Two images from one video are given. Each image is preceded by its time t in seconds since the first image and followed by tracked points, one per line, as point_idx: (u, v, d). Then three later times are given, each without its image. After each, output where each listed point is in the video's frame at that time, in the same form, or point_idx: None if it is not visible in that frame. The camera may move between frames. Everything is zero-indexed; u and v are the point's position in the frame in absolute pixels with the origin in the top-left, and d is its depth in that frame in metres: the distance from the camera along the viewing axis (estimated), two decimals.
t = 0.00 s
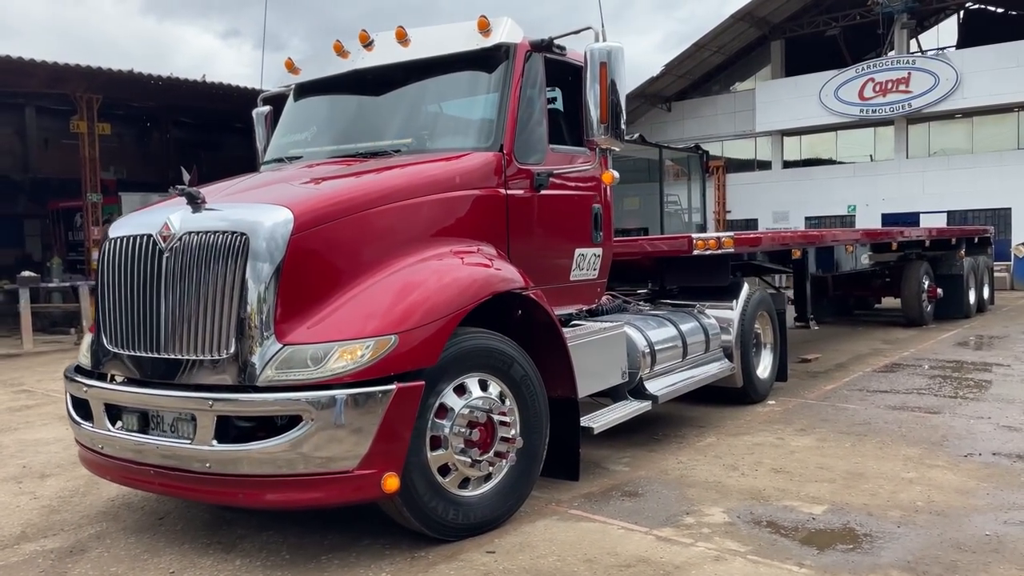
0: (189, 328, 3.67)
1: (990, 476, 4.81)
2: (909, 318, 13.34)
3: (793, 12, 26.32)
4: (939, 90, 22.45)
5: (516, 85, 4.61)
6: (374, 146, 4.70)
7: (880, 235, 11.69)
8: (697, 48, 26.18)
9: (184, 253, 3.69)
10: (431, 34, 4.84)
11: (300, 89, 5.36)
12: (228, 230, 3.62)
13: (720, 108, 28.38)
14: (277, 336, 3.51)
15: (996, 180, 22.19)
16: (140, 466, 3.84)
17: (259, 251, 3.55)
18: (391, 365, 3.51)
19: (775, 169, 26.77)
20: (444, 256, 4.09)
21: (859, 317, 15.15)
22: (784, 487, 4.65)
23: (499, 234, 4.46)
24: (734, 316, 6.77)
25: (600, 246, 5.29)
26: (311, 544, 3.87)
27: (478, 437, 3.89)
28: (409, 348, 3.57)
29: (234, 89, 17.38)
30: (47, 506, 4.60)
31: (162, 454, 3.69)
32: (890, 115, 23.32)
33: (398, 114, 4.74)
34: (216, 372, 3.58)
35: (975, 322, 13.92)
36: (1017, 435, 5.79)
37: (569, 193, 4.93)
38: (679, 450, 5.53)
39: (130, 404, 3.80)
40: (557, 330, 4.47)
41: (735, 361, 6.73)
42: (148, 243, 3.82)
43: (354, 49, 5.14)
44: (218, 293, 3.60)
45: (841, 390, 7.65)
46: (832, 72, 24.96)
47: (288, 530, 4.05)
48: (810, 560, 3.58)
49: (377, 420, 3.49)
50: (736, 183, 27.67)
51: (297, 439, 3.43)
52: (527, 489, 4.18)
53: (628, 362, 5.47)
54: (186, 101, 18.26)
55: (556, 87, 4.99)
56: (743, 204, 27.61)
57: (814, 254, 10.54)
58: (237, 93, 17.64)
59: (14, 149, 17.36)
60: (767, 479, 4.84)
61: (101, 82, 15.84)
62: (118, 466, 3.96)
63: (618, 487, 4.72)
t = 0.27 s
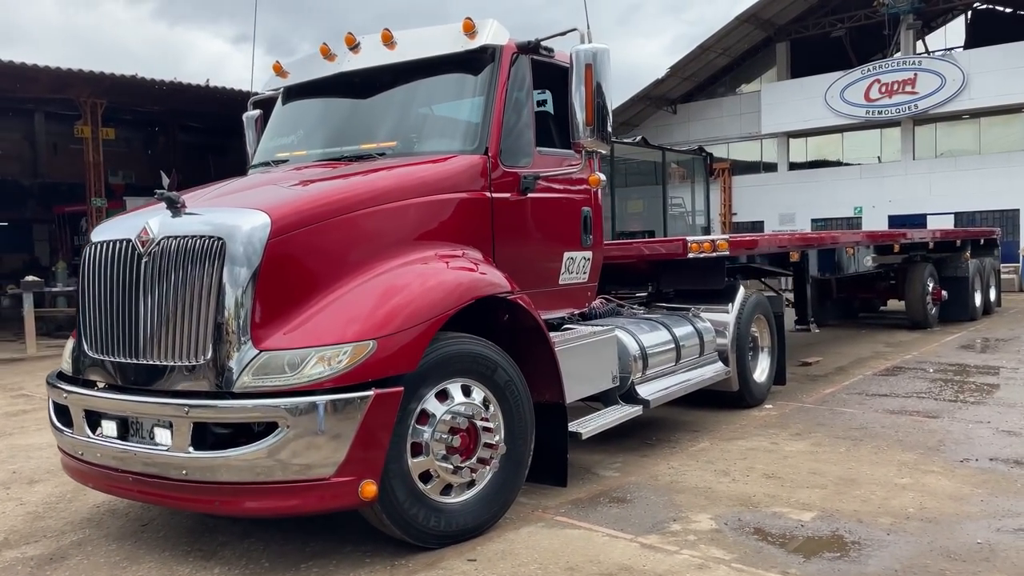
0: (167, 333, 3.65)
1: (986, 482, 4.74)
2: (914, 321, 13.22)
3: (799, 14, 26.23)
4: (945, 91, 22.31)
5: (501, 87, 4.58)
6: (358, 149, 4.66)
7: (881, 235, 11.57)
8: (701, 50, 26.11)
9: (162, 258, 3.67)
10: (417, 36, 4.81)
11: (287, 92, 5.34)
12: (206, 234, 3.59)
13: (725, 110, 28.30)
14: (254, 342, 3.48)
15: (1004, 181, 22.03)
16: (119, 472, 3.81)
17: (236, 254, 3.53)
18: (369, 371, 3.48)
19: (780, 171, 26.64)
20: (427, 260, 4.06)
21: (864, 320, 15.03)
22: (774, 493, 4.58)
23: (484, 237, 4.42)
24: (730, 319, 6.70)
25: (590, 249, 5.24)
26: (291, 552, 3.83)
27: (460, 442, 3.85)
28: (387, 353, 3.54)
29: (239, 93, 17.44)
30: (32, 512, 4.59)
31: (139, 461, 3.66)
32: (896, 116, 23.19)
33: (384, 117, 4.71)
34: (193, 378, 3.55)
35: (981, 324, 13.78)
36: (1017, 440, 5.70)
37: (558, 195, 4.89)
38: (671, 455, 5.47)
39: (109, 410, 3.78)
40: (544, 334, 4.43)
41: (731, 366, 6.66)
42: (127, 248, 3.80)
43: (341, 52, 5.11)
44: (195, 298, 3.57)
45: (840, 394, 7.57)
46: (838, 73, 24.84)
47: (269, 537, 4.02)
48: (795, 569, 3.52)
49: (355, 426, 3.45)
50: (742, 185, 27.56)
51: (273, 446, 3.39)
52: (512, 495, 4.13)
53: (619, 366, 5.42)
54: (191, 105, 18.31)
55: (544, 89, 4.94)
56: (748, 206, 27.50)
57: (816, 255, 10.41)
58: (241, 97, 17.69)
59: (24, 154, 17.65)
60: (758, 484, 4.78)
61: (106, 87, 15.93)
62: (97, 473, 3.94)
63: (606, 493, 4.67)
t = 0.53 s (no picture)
0: (142, 337, 3.58)
1: (985, 487, 4.63)
2: (917, 323, 13.09)
3: (801, 14, 26.13)
4: (949, 92, 22.17)
5: (488, 86, 4.50)
6: (343, 149, 4.59)
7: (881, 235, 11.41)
8: (704, 51, 26.01)
9: (138, 260, 3.60)
10: (404, 34, 4.73)
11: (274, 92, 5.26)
12: (182, 237, 3.52)
13: (729, 111, 28.18)
14: (230, 345, 3.41)
15: (1010, 182, 21.89)
16: (94, 479, 3.74)
17: (212, 257, 3.46)
18: (346, 375, 3.40)
19: (783, 172, 26.51)
20: (411, 261, 3.99)
21: (867, 322, 14.90)
22: (767, 499, 4.49)
23: (471, 238, 4.35)
24: (726, 322, 6.63)
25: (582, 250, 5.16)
26: (271, 561, 3.76)
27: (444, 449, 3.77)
28: (367, 357, 3.46)
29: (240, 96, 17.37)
30: (13, 519, 4.51)
31: (113, 468, 3.59)
32: (899, 117, 23.05)
33: (369, 116, 4.63)
34: (168, 383, 3.48)
35: (985, 326, 13.65)
36: (1017, 444, 5.60)
37: (548, 196, 4.80)
38: (664, 460, 5.38)
39: (84, 416, 3.71)
40: (532, 337, 4.35)
41: (728, 369, 6.59)
42: (103, 250, 3.74)
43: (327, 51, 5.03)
44: (170, 301, 3.50)
45: (839, 397, 7.47)
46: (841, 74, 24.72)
47: (249, 546, 3.94)
48: None
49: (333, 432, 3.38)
50: (745, 187, 27.43)
51: (248, 453, 3.32)
52: (498, 502, 4.05)
53: (611, 370, 5.34)
54: (193, 109, 18.21)
55: (533, 88, 4.86)
56: (752, 208, 27.38)
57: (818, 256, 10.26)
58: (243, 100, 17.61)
59: (27, 157, 17.63)
60: (751, 490, 4.68)
61: (105, 90, 15.86)
62: (72, 479, 3.87)
63: (596, 499, 4.58)
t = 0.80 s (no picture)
0: (107, 344, 3.44)
1: (988, 497, 4.47)
2: (919, 325, 12.92)
3: (804, 14, 25.99)
4: (952, 92, 21.99)
5: (472, 84, 4.36)
6: (322, 148, 4.46)
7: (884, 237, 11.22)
8: (705, 51, 25.87)
9: (103, 263, 3.46)
10: (386, 30, 4.60)
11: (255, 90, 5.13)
12: (148, 239, 3.39)
13: (730, 112, 28.02)
14: (197, 352, 3.27)
15: (1013, 183, 21.70)
16: (59, 493, 3.60)
17: (179, 259, 3.32)
18: (317, 384, 3.26)
19: (785, 173, 26.36)
20: (389, 263, 3.84)
21: (868, 324, 14.75)
22: (761, 510, 4.34)
23: (455, 240, 4.21)
24: (721, 325, 6.50)
25: (571, 253, 5.01)
26: None
27: (422, 459, 3.63)
28: (339, 365, 3.32)
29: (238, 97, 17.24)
30: None
31: (78, 480, 3.45)
32: (902, 117, 22.88)
33: (349, 115, 4.49)
34: (134, 392, 3.34)
35: (988, 329, 13.46)
36: (1020, 452, 5.44)
37: (535, 197, 4.67)
38: (656, 468, 5.23)
39: (50, 426, 3.58)
40: (518, 342, 4.22)
41: (724, 374, 6.46)
42: (69, 253, 3.60)
43: (308, 48, 4.91)
44: (135, 306, 3.36)
45: (839, 402, 7.31)
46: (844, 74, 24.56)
47: (222, 562, 3.80)
48: None
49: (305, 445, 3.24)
50: (747, 188, 27.29)
51: (216, 464, 3.18)
52: (480, 513, 3.91)
53: (602, 376, 5.20)
54: (191, 111, 18.00)
55: (520, 86, 4.73)
56: (753, 209, 27.22)
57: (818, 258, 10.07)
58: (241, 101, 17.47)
59: (27, 159, 17.60)
60: (745, 500, 4.53)
61: (100, 92, 15.73)
62: (38, 492, 3.73)
63: (584, 510, 4.44)
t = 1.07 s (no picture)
0: (71, 356, 3.32)
1: (987, 508, 4.35)
2: (920, 328, 12.77)
3: (804, 14, 25.87)
4: (954, 92, 21.85)
5: (453, 85, 4.25)
6: (301, 152, 4.34)
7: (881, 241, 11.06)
8: (705, 52, 25.76)
9: (68, 272, 3.35)
10: (366, 30, 4.47)
11: (236, 93, 5.01)
12: (114, 247, 3.28)
13: (731, 113, 27.87)
14: (162, 365, 3.15)
15: (1016, 183, 21.53)
16: (23, 509, 3.48)
17: (145, 268, 3.21)
18: (286, 397, 3.15)
19: (786, 175, 26.22)
20: (367, 271, 3.73)
21: (869, 327, 14.61)
22: (753, 522, 4.22)
23: (437, 245, 4.10)
24: (716, 331, 6.37)
25: (558, 258, 4.88)
26: None
27: (400, 473, 3.52)
28: (310, 378, 3.21)
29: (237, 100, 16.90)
30: None
31: (42, 496, 3.33)
32: (903, 118, 22.74)
33: (328, 117, 4.37)
34: (98, 406, 3.22)
35: (990, 331, 13.30)
36: (1020, 460, 5.31)
37: (520, 201, 4.55)
38: (647, 478, 5.11)
39: (14, 440, 3.46)
40: (501, 351, 4.10)
41: (718, 381, 6.33)
42: (34, 261, 3.49)
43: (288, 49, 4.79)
44: (100, 316, 3.25)
45: (836, 408, 7.18)
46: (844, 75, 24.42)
47: None
48: None
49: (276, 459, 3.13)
50: (747, 189, 27.14)
51: (182, 480, 3.07)
52: (462, 528, 3.79)
53: (592, 384, 5.08)
54: (190, 115, 17.68)
55: (505, 87, 4.60)
56: (754, 211, 27.06)
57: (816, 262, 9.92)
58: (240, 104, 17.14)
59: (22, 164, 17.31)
60: (737, 512, 4.41)
61: (96, 95, 15.42)
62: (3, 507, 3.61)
63: (571, 522, 4.32)
